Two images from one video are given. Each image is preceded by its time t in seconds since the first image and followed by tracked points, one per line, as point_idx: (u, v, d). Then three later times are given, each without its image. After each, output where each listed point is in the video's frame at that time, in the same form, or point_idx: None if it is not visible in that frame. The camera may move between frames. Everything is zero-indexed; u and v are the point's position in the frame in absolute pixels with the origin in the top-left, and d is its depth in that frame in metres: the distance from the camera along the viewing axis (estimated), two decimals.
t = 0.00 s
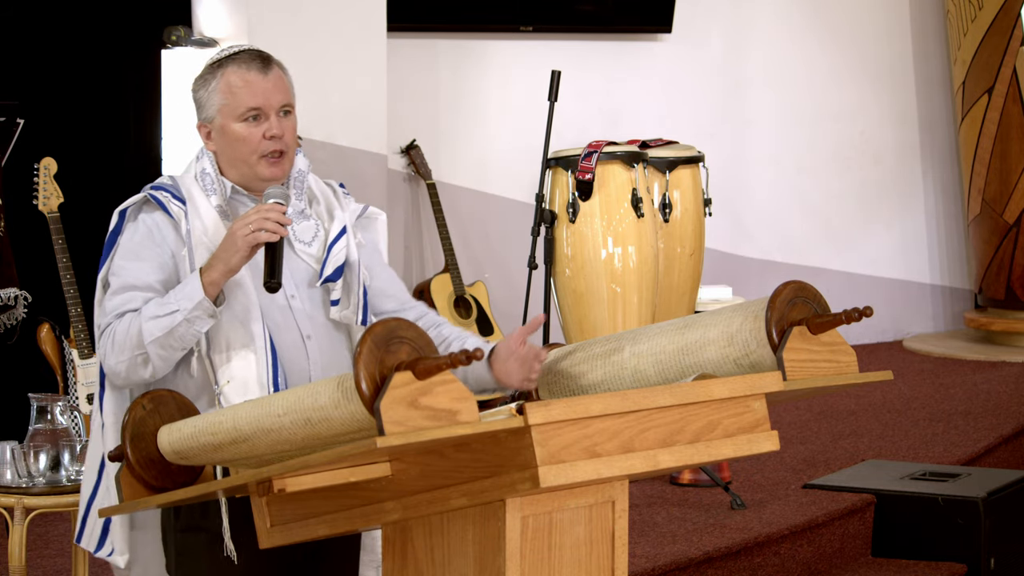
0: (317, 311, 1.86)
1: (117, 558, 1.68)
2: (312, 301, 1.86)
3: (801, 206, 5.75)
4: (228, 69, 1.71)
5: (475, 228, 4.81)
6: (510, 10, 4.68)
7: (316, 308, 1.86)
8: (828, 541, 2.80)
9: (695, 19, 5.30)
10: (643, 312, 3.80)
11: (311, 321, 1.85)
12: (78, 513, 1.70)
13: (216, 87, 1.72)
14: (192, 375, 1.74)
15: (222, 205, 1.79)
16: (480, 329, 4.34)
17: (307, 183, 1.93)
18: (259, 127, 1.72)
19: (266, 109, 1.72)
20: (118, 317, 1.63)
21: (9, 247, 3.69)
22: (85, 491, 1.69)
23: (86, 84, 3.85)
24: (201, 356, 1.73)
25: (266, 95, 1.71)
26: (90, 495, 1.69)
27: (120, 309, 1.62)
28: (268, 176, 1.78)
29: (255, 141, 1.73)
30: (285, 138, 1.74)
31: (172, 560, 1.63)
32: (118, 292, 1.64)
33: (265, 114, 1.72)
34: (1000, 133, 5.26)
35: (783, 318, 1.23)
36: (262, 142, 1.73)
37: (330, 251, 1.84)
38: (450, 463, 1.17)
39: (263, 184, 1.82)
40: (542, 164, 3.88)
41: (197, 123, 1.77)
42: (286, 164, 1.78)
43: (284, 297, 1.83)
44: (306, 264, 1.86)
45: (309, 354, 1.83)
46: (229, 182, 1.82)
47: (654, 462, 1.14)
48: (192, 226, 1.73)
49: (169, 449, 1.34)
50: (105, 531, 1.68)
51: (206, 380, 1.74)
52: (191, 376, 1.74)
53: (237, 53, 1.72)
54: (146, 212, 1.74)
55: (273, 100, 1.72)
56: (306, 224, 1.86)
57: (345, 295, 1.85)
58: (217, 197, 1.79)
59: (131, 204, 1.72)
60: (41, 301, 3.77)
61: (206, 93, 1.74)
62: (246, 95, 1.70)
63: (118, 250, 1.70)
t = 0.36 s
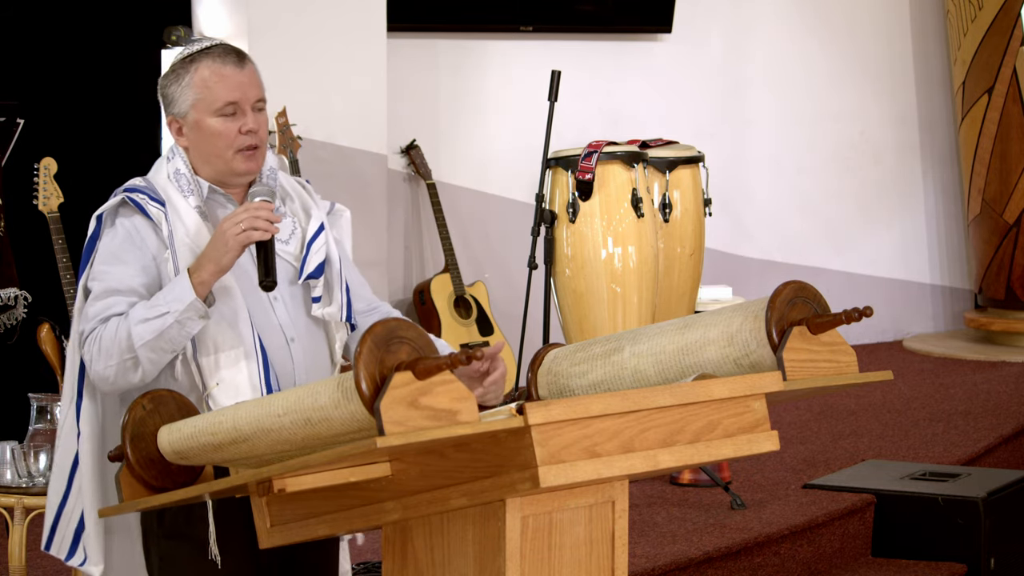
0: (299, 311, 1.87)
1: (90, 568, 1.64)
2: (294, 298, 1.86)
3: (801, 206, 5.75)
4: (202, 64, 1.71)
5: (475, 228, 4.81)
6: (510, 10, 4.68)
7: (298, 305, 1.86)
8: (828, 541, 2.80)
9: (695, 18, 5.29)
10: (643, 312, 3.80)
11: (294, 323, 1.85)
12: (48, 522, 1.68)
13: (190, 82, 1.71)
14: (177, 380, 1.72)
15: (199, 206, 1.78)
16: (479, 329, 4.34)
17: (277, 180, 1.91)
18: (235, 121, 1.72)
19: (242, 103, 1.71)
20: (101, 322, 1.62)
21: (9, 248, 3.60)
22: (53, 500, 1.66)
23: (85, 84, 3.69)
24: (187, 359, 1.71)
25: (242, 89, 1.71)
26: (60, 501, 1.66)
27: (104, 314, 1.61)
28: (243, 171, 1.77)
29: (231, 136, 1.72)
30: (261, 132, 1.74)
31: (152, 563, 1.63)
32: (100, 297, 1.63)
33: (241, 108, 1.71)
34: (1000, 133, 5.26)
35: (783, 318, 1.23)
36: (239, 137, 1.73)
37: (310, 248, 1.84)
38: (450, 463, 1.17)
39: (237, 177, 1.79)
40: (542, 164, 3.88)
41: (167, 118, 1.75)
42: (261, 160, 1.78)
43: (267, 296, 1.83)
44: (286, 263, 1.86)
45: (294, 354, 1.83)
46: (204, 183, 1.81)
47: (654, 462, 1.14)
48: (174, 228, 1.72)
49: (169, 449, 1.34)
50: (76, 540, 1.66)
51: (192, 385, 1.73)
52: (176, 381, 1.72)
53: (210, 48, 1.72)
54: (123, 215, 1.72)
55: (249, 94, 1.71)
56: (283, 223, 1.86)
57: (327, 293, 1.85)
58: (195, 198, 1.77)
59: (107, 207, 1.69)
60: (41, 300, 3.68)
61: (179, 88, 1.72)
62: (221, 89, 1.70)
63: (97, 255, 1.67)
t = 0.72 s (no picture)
0: (288, 316, 1.88)
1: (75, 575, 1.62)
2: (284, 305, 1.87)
3: (801, 206, 5.74)
4: (196, 63, 1.73)
5: (475, 228, 4.81)
6: (510, 10, 4.68)
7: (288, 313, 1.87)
8: (828, 540, 2.80)
9: (695, 18, 5.29)
10: (643, 312, 3.80)
11: (285, 330, 1.86)
12: (26, 528, 1.65)
13: (184, 80, 1.73)
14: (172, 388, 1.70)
15: (194, 210, 1.76)
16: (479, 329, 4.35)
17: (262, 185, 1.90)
18: (231, 118, 1.73)
19: (238, 100, 1.74)
20: (99, 327, 1.60)
21: (10, 247, 3.59)
22: (33, 505, 1.65)
23: (86, 83, 3.67)
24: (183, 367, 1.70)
25: (237, 85, 1.74)
26: (38, 508, 1.64)
27: (102, 319, 1.59)
28: (242, 170, 1.77)
29: (229, 133, 1.73)
30: (257, 129, 1.76)
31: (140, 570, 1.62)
32: (97, 301, 1.61)
33: (237, 105, 1.74)
34: (1000, 133, 5.26)
35: (783, 318, 1.23)
36: (236, 134, 1.74)
37: (300, 255, 1.85)
38: (450, 463, 1.17)
39: (235, 176, 1.79)
40: (542, 164, 3.88)
41: (161, 118, 1.76)
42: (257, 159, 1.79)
43: (258, 302, 1.83)
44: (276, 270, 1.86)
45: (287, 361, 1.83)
46: (196, 186, 1.81)
47: (655, 462, 1.14)
48: (171, 234, 1.70)
49: (169, 449, 1.34)
50: (54, 544, 1.63)
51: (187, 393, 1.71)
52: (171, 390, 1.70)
53: (202, 46, 1.75)
54: (116, 218, 1.69)
55: (244, 92, 1.75)
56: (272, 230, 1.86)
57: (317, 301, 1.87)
58: (189, 203, 1.76)
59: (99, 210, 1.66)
60: (41, 301, 3.68)
61: (172, 87, 1.74)
62: (217, 86, 1.72)
63: (91, 257, 1.65)
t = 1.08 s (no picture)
0: (285, 319, 1.88)
1: None
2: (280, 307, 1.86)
3: (801, 206, 5.74)
4: (197, 65, 1.73)
5: (475, 228, 4.81)
6: (509, 10, 4.68)
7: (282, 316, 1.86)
8: (828, 541, 2.80)
9: (695, 18, 5.29)
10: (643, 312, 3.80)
11: (280, 333, 1.85)
12: (25, 530, 1.64)
13: (185, 82, 1.73)
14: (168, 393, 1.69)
15: (190, 213, 1.76)
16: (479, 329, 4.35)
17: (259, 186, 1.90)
18: (231, 122, 1.74)
19: (238, 104, 1.74)
20: (95, 332, 1.59)
21: (9, 248, 3.58)
22: (31, 507, 1.64)
23: (86, 83, 3.67)
24: (178, 371, 1.70)
25: (238, 89, 1.74)
26: (38, 509, 1.64)
27: (98, 324, 1.59)
28: (238, 174, 1.78)
29: (228, 137, 1.74)
30: (255, 134, 1.77)
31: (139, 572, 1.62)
32: (93, 306, 1.60)
33: (237, 109, 1.74)
34: (1000, 133, 5.26)
35: (783, 318, 1.23)
36: (235, 138, 1.75)
37: (297, 257, 1.84)
38: (450, 464, 1.17)
39: (229, 180, 1.80)
40: (542, 164, 3.88)
41: (159, 119, 1.75)
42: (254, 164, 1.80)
43: (254, 304, 1.82)
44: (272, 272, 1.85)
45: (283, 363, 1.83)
46: (193, 188, 1.81)
47: (655, 462, 1.14)
48: (167, 237, 1.70)
49: (169, 449, 1.35)
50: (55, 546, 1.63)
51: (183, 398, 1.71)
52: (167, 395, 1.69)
53: (204, 48, 1.74)
54: (112, 220, 1.68)
55: (244, 96, 1.75)
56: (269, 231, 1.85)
57: (314, 302, 1.87)
58: (185, 205, 1.75)
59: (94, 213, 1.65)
60: (41, 301, 3.68)
61: (173, 89, 1.74)
62: (218, 89, 1.72)
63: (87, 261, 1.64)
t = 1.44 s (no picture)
0: (281, 321, 1.87)
1: None
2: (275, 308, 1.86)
3: (800, 206, 5.74)
4: (196, 66, 1.71)
5: (475, 228, 4.81)
6: (510, 11, 4.69)
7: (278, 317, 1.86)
8: (828, 541, 2.80)
9: (695, 18, 5.29)
10: (643, 312, 3.80)
11: (275, 334, 1.85)
12: (26, 529, 1.64)
13: (181, 83, 1.71)
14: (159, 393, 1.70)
15: (183, 214, 1.77)
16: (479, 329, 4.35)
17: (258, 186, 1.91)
18: (222, 127, 1.72)
19: (232, 110, 1.72)
20: (84, 332, 1.59)
21: (9, 248, 3.58)
22: (33, 507, 1.64)
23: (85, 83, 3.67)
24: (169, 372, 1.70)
25: (234, 96, 1.72)
26: (39, 508, 1.64)
27: (87, 324, 1.59)
28: (226, 179, 1.78)
29: (217, 142, 1.73)
30: (246, 141, 1.75)
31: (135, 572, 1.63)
32: (82, 307, 1.61)
33: (230, 115, 1.72)
34: (1000, 133, 5.27)
35: (783, 318, 1.23)
36: (224, 144, 1.73)
37: (292, 259, 1.85)
38: (450, 464, 1.17)
39: (219, 185, 1.80)
40: (542, 164, 3.88)
41: (153, 116, 1.75)
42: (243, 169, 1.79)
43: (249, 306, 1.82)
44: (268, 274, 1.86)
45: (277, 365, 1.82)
46: (188, 188, 1.81)
47: (655, 462, 1.14)
48: (159, 238, 1.71)
49: (169, 449, 1.35)
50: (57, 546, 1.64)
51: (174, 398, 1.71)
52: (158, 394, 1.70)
53: (205, 51, 1.72)
54: (105, 221, 1.68)
55: (240, 102, 1.73)
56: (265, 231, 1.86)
57: (309, 305, 1.86)
58: (178, 206, 1.76)
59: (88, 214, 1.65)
60: (41, 301, 3.68)
61: (169, 88, 1.72)
62: (213, 93, 1.70)
63: (79, 262, 1.64)
